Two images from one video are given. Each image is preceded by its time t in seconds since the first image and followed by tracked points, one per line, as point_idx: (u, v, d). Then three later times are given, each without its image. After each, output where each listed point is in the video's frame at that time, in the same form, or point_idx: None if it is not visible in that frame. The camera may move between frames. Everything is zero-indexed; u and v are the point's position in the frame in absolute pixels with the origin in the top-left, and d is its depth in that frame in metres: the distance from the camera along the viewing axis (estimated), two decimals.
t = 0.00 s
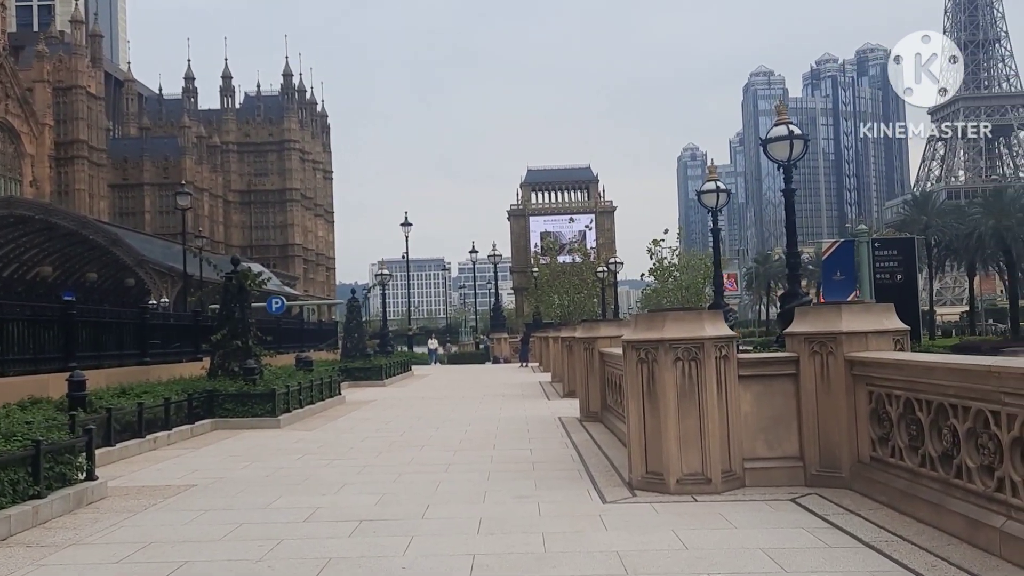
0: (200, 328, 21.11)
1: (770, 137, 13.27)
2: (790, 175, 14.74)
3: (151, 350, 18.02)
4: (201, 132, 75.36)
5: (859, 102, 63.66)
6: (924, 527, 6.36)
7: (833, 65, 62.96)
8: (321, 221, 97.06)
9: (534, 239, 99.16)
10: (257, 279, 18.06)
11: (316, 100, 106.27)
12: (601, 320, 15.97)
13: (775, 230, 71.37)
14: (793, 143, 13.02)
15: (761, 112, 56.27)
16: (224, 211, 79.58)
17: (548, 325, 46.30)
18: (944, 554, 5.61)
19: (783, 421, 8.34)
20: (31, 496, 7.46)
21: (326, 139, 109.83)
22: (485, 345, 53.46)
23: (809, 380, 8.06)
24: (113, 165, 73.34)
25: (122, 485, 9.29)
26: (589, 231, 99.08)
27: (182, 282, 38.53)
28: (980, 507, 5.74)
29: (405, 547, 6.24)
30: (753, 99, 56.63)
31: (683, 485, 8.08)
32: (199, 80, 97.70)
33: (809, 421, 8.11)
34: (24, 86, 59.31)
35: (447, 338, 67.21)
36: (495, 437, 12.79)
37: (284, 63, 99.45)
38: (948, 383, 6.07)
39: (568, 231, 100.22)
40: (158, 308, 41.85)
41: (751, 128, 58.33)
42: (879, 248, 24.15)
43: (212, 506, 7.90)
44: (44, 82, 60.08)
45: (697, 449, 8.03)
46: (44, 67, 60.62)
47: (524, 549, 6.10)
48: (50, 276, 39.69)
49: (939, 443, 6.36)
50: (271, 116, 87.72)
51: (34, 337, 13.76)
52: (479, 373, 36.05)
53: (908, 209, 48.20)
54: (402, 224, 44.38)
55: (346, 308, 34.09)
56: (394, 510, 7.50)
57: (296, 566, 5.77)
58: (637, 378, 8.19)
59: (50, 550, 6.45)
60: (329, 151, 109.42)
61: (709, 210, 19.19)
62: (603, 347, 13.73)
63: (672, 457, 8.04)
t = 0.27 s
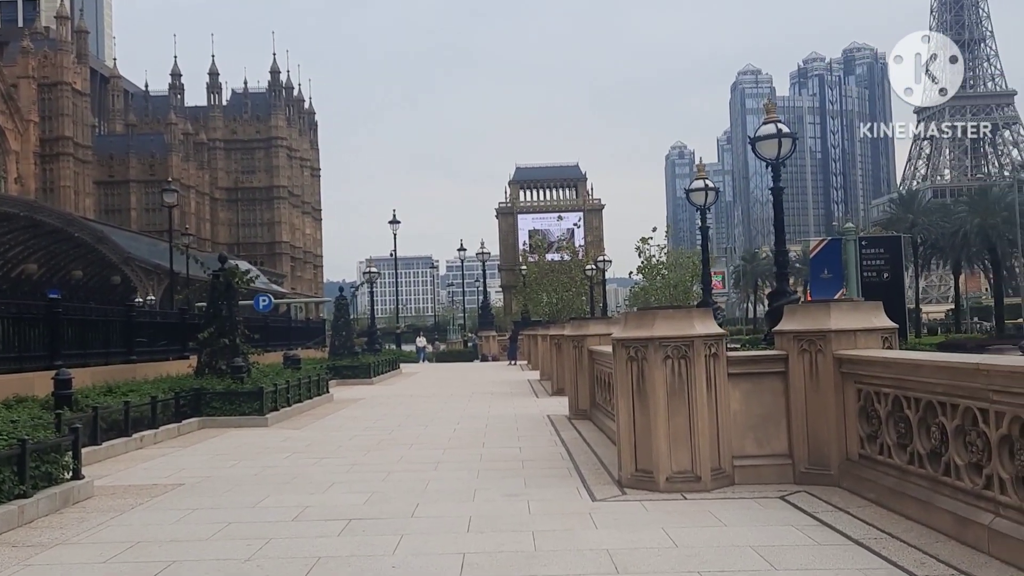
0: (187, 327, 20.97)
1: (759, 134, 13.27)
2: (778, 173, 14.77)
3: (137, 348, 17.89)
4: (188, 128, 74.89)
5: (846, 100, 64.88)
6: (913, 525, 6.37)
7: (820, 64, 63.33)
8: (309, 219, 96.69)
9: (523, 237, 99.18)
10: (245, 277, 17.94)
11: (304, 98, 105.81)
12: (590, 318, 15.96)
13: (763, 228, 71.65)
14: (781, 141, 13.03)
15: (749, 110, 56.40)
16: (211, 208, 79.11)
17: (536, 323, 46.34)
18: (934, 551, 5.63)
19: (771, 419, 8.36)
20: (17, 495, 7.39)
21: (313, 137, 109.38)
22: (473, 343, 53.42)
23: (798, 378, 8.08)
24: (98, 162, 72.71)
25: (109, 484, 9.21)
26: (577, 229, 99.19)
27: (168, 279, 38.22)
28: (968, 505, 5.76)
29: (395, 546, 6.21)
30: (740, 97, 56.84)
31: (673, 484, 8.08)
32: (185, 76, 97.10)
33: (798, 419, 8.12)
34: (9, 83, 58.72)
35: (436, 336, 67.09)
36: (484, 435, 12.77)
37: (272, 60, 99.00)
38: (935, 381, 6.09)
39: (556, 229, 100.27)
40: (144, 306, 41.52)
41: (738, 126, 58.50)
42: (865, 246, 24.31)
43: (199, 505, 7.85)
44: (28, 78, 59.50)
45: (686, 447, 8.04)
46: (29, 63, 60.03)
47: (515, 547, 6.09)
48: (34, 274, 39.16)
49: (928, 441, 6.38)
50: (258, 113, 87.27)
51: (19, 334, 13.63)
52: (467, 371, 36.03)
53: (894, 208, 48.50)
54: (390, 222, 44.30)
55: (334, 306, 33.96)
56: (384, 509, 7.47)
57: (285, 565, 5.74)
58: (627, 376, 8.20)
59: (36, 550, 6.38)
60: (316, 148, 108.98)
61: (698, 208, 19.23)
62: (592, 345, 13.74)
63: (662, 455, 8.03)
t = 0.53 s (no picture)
0: (173, 325, 20.85)
1: (746, 134, 13.32)
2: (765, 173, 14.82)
3: (123, 346, 17.80)
4: (174, 126, 74.44)
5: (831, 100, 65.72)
6: (899, 523, 6.41)
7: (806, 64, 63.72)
8: (295, 216, 96.33)
9: (510, 236, 99.21)
10: (232, 274, 17.87)
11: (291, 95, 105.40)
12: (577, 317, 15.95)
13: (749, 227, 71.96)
14: (769, 141, 13.07)
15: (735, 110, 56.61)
16: (197, 206, 78.70)
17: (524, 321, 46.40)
18: (919, 549, 5.67)
19: (758, 418, 8.40)
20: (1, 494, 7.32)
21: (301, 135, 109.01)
22: (461, 341, 53.39)
23: (785, 378, 8.12)
24: (83, 159, 72.15)
25: (94, 483, 9.15)
26: (565, 228, 99.27)
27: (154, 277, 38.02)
28: (954, 503, 5.81)
29: (383, 545, 6.20)
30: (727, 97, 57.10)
31: (661, 482, 8.10)
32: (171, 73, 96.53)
33: (784, 418, 8.16)
34: None
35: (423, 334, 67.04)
36: (471, 434, 12.76)
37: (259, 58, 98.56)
38: (922, 379, 6.14)
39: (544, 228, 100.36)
40: (129, 303, 41.24)
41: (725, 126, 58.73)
42: (851, 246, 24.47)
43: (186, 505, 7.80)
44: (13, 75, 58.97)
45: (674, 445, 8.06)
46: (13, 59, 59.49)
47: (503, 546, 6.10)
48: (19, 271, 38.65)
49: (914, 440, 6.42)
50: (245, 111, 86.86)
51: (4, 332, 13.53)
52: (454, 370, 36.02)
53: (879, 208, 48.83)
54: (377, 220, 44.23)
55: (321, 304, 33.86)
56: (373, 507, 7.46)
57: (272, 564, 5.72)
58: (616, 375, 8.22)
59: (20, 550, 6.33)
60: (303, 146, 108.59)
61: (685, 207, 19.28)
62: (580, 344, 13.75)
63: (650, 454, 8.06)
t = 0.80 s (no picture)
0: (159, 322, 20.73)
1: (734, 135, 13.36)
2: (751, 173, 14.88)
3: (109, 344, 17.68)
4: (161, 123, 74.00)
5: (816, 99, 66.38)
6: (883, 522, 6.46)
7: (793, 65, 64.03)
8: (283, 214, 95.93)
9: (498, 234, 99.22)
10: (218, 273, 17.78)
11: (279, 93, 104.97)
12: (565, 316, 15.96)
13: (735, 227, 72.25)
14: (755, 141, 13.12)
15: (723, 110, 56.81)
16: (184, 203, 78.26)
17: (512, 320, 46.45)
18: (904, 547, 5.71)
19: (744, 417, 8.44)
20: None
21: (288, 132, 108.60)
22: (448, 340, 53.37)
23: (771, 377, 8.16)
24: (68, 156, 71.60)
25: (79, 481, 9.08)
26: (553, 227, 99.34)
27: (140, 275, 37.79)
28: (939, 502, 5.84)
29: (370, 544, 6.18)
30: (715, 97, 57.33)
31: (648, 482, 8.12)
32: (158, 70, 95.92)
33: (771, 417, 8.20)
34: None
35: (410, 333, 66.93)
36: (458, 433, 12.76)
37: (246, 55, 98.13)
38: (907, 379, 6.18)
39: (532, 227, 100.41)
40: (115, 301, 40.96)
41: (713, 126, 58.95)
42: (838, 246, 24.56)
43: (172, 504, 7.77)
44: None
45: (661, 444, 8.09)
46: None
47: (489, 544, 6.10)
48: (3, 269, 38.23)
49: (899, 439, 6.46)
50: (232, 108, 86.45)
51: None
52: (442, 369, 35.99)
53: (865, 209, 49.13)
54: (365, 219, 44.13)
55: (308, 302, 33.75)
56: (360, 506, 7.44)
57: (258, 564, 5.70)
58: (603, 374, 8.24)
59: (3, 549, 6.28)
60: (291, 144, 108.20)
61: (673, 207, 19.32)
62: (568, 343, 13.76)
63: (638, 452, 8.08)
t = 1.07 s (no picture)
0: (145, 319, 20.57)
1: (723, 135, 13.38)
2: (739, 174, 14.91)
3: (94, 341, 17.52)
4: (148, 119, 73.41)
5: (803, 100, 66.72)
6: (870, 523, 6.47)
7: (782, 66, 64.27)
8: (270, 211, 95.41)
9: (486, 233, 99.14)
10: (205, 270, 17.67)
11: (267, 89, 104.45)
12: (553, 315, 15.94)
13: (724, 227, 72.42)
14: (745, 141, 13.13)
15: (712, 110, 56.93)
16: (170, 199, 77.69)
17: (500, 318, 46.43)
18: (890, 548, 5.73)
19: (731, 417, 8.45)
20: None
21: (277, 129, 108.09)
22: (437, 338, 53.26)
23: (759, 377, 8.18)
24: (54, 151, 70.92)
25: (63, 479, 9.00)
26: (542, 226, 99.32)
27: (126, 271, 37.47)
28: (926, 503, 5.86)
29: (357, 544, 6.14)
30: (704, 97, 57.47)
31: (635, 481, 8.11)
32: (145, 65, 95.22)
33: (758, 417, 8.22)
34: None
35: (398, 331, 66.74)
36: (445, 431, 12.73)
37: (235, 51, 97.57)
38: (894, 379, 6.20)
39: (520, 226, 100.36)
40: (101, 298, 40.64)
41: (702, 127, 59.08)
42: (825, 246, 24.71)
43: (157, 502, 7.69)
44: None
45: (649, 443, 8.09)
46: None
47: (476, 544, 6.07)
48: None
49: (886, 440, 6.48)
50: (221, 105, 85.93)
51: None
52: (429, 367, 35.90)
53: (852, 210, 49.34)
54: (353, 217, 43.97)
55: (296, 300, 33.59)
56: (348, 505, 7.39)
57: (244, 564, 5.65)
58: (591, 373, 8.23)
59: None
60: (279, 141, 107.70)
61: (661, 207, 19.34)
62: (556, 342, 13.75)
63: (625, 452, 8.07)
